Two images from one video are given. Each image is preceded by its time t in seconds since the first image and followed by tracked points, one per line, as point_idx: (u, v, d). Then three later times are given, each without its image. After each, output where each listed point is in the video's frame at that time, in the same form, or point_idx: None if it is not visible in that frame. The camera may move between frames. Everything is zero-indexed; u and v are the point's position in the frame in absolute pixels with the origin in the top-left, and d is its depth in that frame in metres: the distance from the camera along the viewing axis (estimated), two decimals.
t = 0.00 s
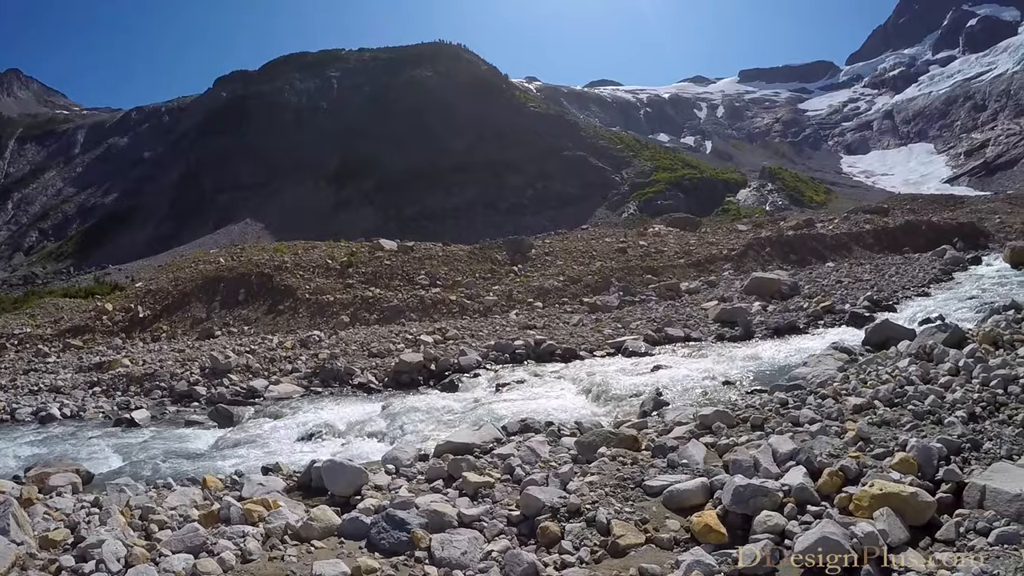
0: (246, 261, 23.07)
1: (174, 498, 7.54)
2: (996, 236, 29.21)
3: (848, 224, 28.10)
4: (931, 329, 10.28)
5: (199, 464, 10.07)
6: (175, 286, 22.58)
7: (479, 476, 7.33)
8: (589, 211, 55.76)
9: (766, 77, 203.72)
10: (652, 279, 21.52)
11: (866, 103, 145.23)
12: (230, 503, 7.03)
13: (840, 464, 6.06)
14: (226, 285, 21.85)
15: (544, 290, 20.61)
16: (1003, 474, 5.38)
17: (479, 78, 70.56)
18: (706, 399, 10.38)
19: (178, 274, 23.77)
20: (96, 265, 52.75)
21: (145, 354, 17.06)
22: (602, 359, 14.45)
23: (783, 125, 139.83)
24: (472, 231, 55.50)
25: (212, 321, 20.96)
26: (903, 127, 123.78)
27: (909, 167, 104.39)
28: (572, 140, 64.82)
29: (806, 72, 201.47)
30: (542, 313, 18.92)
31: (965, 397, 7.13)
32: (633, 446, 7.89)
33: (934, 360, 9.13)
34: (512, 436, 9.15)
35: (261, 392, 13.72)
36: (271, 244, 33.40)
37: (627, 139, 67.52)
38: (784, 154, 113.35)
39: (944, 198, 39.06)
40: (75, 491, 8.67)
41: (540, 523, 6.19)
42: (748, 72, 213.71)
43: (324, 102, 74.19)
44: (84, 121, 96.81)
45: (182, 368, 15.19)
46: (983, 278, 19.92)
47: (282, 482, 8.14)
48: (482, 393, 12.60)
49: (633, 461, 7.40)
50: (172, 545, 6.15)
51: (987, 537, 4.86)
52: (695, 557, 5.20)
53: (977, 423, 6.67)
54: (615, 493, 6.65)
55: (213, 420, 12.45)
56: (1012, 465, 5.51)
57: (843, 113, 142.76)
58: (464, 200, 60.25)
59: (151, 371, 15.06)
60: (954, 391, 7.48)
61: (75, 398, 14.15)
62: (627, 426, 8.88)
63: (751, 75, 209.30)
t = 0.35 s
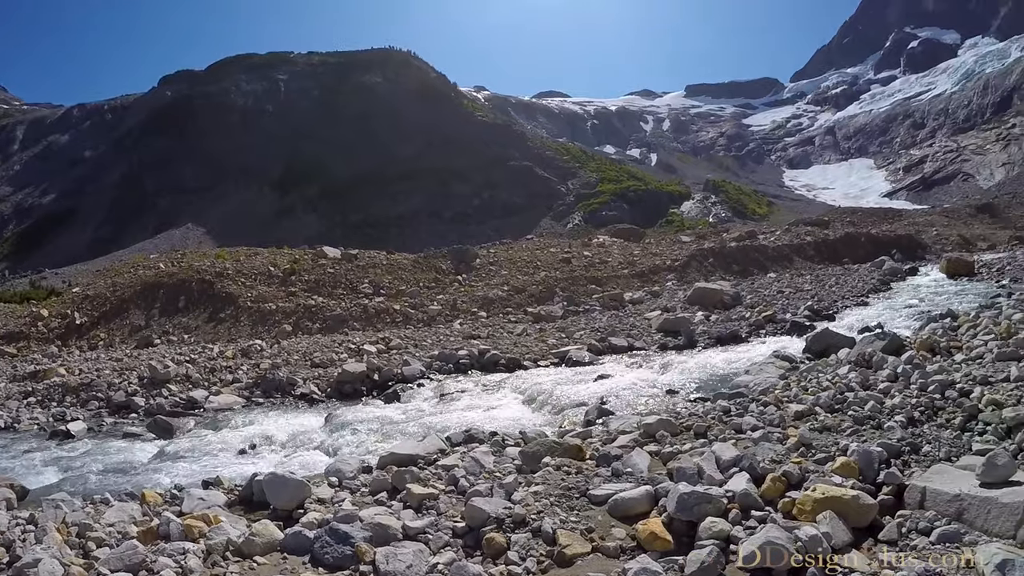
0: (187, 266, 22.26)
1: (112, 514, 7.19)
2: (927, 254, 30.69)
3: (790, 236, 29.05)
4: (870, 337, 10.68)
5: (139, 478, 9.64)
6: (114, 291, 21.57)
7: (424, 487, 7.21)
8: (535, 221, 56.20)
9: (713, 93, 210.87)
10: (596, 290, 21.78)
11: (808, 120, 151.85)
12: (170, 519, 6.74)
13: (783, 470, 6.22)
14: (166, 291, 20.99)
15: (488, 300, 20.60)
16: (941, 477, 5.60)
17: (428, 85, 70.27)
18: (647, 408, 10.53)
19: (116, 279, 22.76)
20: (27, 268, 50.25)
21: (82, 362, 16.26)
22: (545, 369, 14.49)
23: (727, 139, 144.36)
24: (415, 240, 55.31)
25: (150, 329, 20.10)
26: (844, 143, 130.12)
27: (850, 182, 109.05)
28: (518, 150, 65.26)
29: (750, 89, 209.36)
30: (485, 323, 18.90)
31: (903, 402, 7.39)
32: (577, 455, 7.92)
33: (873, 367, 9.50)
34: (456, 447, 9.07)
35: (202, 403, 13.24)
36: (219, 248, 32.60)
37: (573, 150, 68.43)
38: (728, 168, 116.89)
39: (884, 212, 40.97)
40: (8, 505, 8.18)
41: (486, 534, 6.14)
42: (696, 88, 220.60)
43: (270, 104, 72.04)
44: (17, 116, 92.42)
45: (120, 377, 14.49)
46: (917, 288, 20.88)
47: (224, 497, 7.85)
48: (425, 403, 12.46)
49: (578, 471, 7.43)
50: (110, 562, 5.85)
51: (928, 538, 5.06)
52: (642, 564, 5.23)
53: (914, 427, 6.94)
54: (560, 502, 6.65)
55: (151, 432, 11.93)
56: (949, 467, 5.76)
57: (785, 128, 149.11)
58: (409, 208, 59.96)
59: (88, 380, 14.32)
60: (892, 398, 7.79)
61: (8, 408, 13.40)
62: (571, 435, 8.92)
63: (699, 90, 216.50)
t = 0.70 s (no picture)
0: (130, 268, 21.41)
1: (52, 527, 6.84)
2: (869, 264, 32.00)
3: (737, 245, 29.84)
4: (816, 343, 11.05)
5: (78, 490, 9.19)
6: (54, 293, 20.59)
7: (373, 496, 7.08)
8: (484, 228, 56.18)
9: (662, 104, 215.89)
10: (544, 296, 21.89)
11: (757, 131, 156.64)
12: (112, 532, 6.44)
13: (731, 473, 6.37)
14: (108, 294, 20.12)
15: (436, 305, 20.46)
16: (885, 477, 5.81)
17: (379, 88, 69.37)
18: (595, 414, 10.62)
19: (56, 280, 21.71)
20: None
21: (18, 367, 15.44)
22: (493, 375, 14.45)
23: (676, 149, 147.89)
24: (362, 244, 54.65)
25: (92, 334, 19.22)
26: (791, 154, 134.75)
27: (796, 192, 112.86)
28: (469, 156, 65.17)
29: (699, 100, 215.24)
30: (433, 329, 18.77)
31: (848, 406, 7.65)
32: (526, 462, 7.92)
33: (818, 372, 9.83)
34: (405, 454, 8.96)
35: (145, 411, 12.73)
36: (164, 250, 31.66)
37: (523, 157, 68.83)
38: (677, 177, 119.55)
39: (830, 222, 42.62)
40: None
41: (435, 542, 6.07)
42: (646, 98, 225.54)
43: (219, 103, 69.72)
44: None
45: (60, 383, 13.78)
46: (860, 295, 21.73)
47: (168, 508, 7.55)
48: (372, 411, 12.26)
49: (528, 477, 7.41)
50: None
51: (874, 536, 5.22)
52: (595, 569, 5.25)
53: (859, 430, 7.18)
54: (510, 509, 6.62)
55: (91, 441, 11.41)
56: (894, 467, 5.97)
57: (734, 139, 153.65)
58: (357, 211, 59.24)
59: (26, 388, 13.56)
60: (837, 402, 8.06)
61: None
62: (520, 442, 8.91)
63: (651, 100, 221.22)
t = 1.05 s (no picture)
0: (77, 268, 20.55)
1: None
2: (820, 269, 33.00)
3: (692, 249, 30.46)
4: (768, 346, 11.34)
5: (20, 503, 8.72)
6: None
7: (328, 502, 6.94)
8: (439, 230, 55.89)
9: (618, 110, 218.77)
10: (499, 299, 21.86)
11: (711, 138, 160.03)
12: (63, 542, 6.17)
13: (687, 475, 6.47)
14: (56, 295, 19.28)
15: (390, 308, 20.26)
16: (836, 476, 5.98)
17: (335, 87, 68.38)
18: (551, 417, 10.65)
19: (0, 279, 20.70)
20: None
21: None
22: (449, 379, 14.35)
23: (632, 155, 150.16)
24: (314, 245, 53.79)
25: (37, 336, 18.33)
26: (744, 161, 138.14)
27: (749, 198, 115.67)
28: (425, 157, 64.75)
29: (654, 106, 218.91)
30: (387, 332, 18.56)
31: (799, 408, 7.86)
32: (482, 466, 7.88)
33: (770, 373, 10.09)
34: (360, 459, 8.81)
35: (93, 417, 12.24)
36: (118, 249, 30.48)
37: (479, 160, 68.82)
38: (633, 182, 121.25)
39: (784, 228, 43.85)
40: None
41: (393, 548, 5.98)
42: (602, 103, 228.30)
43: (173, 99, 67.88)
44: None
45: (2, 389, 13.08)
46: (809, 299, 22.41)
47: (118, 517, 7.26)
48: (326, 416, 12.02)
49: (483, 481, 7.36)
50: None
51: (828, 533, 5.37)
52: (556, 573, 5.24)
53: (811, 430, 7.39)
54: (466, 514, 6.57)
55: (38, 448, 10.91)
56: (846, 466, 6.13)
57: (689, 145, 156.74)
58: (310, 211, 58.24)
59: None
60: (789, 403, 8.27)
61: None
62: (476, 445, 8.87)
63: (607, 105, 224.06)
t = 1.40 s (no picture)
0: (42, 268, 19.97)
1: None
2: (789, 273, 33.56)
3: (663, 253, 30.83)
4: (738, 350, 11.49)
5: None
6: None
7: (298, 508, 6.82)
8: (409, 234, 55.58)
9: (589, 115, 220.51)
10: (469, 302, 21.80)
11: (682, 144, 162.03)
12: (29, 551, 5.96)
13: (657, 478, 6.52)
14: (21, 296, 18.72)
15: (360, 311, 20.08)
16: (805, 478, 6.08)
17: (308, 87, 67.43)
18: (522, 421, 10.65)
19: None
20: None
21: None
22: (419, 383, 14.23)
23: (603, 159, 151.52)
24: (283, 247, 53.16)
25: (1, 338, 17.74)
26: (715, 167, 140.16)
27: (719, 204, 117.33)
28: (397, 160, 64.37)
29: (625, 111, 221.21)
30: (357, 336, 18.37)
31: (768, 410, 7.98)
32: (452, 470, 7.84)
33: (739, 376, 10.24)
34: (329, 465, 8.69)
35: (59, 421, 11.88)
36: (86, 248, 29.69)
37: (451, 163, 68.72)
38: (604, 186, 122.16)
39: (755, 232, 44.54)
40: None
41: (364, 554, 5.91)
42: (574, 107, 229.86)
43: (144, 96, 66.55)
44: None
45: None
46: (777, 303, 22.80)
47: (84, 525, 7.05)
48: (296, 420, 11.82)
49: (454, 486, 7.32)
50: None
51: (799, 533, 5.46)
52: None
53: (781, 432, 7.51)
54: (438, 518, 6.53)
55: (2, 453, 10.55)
56: (816, 468, 6.24)
57: (660, 151, 158.53)
58: (280, 213, 57.52)
59: None
60: (758, 406, 8.40)
61: None
62: (446, 449, 8.82)
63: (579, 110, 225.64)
